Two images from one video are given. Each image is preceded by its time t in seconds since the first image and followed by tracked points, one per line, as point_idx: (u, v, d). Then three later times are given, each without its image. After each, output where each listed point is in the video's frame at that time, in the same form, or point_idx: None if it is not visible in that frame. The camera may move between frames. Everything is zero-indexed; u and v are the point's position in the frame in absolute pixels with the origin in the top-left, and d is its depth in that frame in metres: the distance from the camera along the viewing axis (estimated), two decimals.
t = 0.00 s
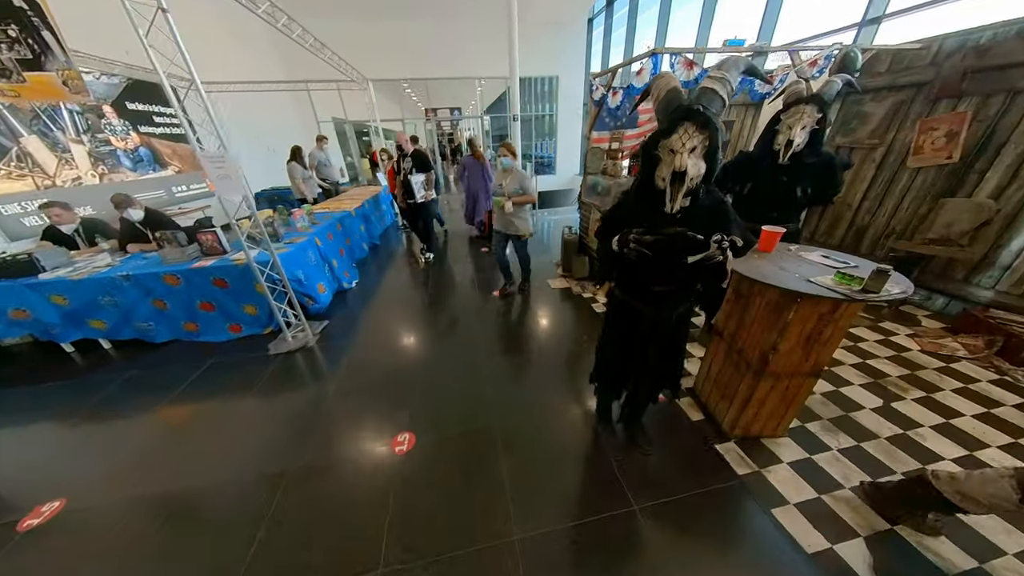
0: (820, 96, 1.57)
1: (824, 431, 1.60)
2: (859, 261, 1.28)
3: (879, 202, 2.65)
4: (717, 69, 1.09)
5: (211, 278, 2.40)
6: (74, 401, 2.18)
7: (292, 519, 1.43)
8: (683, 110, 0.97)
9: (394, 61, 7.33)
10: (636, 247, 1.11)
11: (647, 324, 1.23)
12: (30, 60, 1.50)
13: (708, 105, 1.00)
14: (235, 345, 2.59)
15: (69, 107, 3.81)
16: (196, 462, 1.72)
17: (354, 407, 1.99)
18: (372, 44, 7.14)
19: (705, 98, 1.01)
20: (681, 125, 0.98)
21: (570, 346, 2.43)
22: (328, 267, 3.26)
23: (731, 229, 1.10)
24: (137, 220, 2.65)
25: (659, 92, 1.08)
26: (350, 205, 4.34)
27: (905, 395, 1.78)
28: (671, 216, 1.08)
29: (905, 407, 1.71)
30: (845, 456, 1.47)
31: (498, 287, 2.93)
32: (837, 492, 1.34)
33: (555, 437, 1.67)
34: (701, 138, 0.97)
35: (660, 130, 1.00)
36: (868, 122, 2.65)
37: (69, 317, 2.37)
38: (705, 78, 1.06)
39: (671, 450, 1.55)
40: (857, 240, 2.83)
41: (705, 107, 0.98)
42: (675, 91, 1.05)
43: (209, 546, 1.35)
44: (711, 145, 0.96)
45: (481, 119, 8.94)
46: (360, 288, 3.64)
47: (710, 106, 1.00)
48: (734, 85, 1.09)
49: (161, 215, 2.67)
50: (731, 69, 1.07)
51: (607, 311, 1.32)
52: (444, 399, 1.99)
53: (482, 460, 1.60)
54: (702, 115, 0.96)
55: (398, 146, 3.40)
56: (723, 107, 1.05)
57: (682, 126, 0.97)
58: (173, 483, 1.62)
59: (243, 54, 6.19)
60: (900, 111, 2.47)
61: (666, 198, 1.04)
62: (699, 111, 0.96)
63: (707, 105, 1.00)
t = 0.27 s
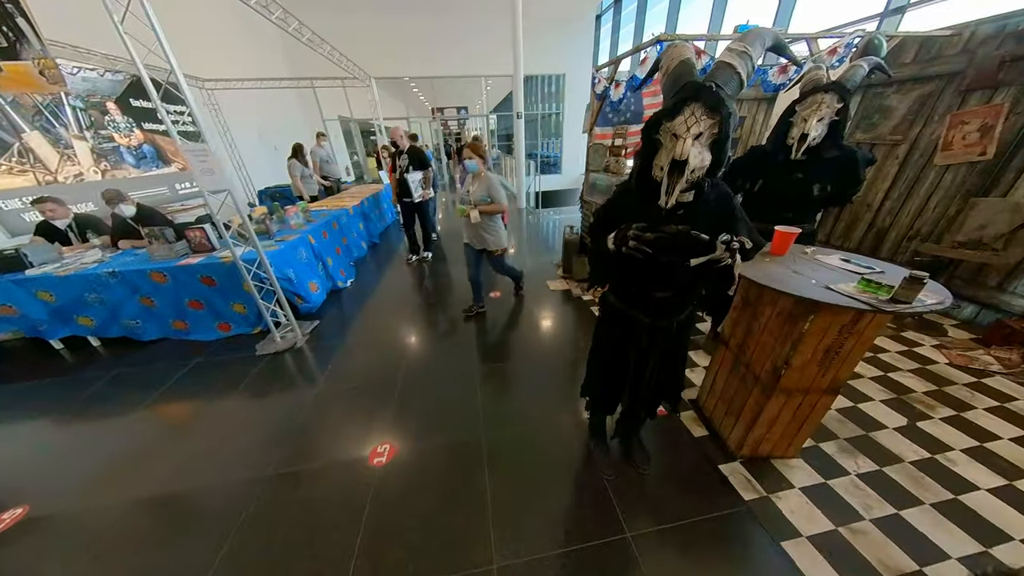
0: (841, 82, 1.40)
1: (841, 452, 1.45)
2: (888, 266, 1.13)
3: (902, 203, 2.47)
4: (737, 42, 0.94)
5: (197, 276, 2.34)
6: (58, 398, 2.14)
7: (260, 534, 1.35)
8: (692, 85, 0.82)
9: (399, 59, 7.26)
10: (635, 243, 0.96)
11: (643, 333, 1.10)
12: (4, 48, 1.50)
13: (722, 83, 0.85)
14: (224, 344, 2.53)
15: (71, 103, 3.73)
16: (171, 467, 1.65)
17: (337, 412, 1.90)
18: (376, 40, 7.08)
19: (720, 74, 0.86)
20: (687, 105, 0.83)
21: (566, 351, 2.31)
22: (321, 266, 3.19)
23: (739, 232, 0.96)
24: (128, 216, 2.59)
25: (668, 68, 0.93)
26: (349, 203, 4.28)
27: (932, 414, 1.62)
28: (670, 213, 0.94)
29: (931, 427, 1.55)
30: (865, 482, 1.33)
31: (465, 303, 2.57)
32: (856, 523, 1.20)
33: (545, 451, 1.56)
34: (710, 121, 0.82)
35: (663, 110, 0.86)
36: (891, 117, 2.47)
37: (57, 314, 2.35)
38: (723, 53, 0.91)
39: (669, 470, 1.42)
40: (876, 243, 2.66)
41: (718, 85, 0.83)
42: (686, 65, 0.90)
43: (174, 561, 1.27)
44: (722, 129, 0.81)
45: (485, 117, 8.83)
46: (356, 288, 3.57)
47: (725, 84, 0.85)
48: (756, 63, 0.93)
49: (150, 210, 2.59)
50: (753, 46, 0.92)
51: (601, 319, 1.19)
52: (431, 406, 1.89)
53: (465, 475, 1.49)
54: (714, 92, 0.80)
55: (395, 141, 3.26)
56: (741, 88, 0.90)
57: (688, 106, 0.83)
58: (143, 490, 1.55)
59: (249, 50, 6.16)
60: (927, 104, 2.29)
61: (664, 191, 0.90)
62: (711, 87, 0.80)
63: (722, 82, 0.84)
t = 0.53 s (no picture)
0: (858, 74, 1.28)
1: (853, 478, 1.33)
2: (911, 277, 1.00)
3: (923, 206, 2.32)
4: (761, 17, 0.76)
5: (186, 276, 2.30)
6: (45, 398, 2.12)
7: (228, 553, 1.27)
8: (695, 74, 0.67)
9: (403, 58, 7.21)
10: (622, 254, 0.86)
11: (634, 350, 0.99)
12: None
13: (735, 72, 0.68)
14: (213, 345, 2.49)
15: (76, 103, 3.64)
16: (145, 474, 1.60)
17: (320, 420, 1.83)
18: (383, 39, 7.05)
19: (733, 59, 0.69)
20: (687, 99, 0.69)
21: (561, 358, 2.21)
22: (315, 266, 3.14)
23: (744, 242, 0.84)
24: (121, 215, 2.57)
25: (677, 39, 0.76)
26: (348, 202, 4.25)
27: (955, 437, 1.48)
28: (662, 220, 0.83)
29: (954, 452, 1.42)
30: (880, 514, 1.21)
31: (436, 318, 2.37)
32: (869, 561, 1.08)
33: (531, 468, 1.46)
34: (709, 122, 0.69)
35: (659, 100, 0.72)
36: (912, 114, 2.32)
37: (48, 313, 2.36)
38: (741, 31, 0.73)
39: (664, 494, 1.31)
40: (895, 249, 2.50)
41: (727, 74, 0.67)
42: (699, 39, 0.73)
43: None
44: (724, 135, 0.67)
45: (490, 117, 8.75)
46: (351, 288, 3.52)
47: (738, 74, 0.69)
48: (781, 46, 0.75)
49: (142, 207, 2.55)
50: (776, 25, 0.73)
51: (590, 331, 1.09)
52: (417, 415, 1.81)
53: (446, 492, 1.41)
54: (720, 87, 0.65)
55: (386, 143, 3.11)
56: (758, 78, 0.73)
57: (687, 100, 0.69)
58: (115, 498, 1.49)
59: (254, 50, 6.18)
60: (952, 100, 2.13)
61: (649, 199, 0.79)
62: (717, 79, 0.65)
63: (733, 72, 0.68)
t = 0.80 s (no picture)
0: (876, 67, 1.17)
1: (864, 504, 1.23)
2: (933, 291, 0.91)
3: (943, 210, 2.19)
4: None
5: (179, 277, 2.28)
6: (36, 397, 2.11)
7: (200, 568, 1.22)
8: (706, 62, 0.57)
9: (407, 57, 7.18)
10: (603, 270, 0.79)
11: (625, 369, 0.91)
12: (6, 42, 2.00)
13: (751, 68, 0.58)
14: (205, 346, 2.47)
15: (80, 101, 3.47)
16: (125, 481, 1.56)
17: (306, 426, 1.78)
18: (387, 39, 7.03)
19: (755, 51, 0.59)
20: (692, 93, 0.60)
21: (556, 365, 2.13)
22: (311, 267, 3.10)
23: (749, 254, 0.73)
24: (117, 213, 2.52)
25: (699, 7, 0.62)
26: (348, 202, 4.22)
27: (978, 460, 1.37)
28: (654, 229, 0.75)
29: (977, 477, 1.31)
30: (894, 545, 1.11)
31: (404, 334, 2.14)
32: None
33: (519, 483, 1.39)
34: (711, 125, 0.60)
35: (661, 88, 0.62)
36: (932, 113, 2.19)
37: (42, 311, 2.37)
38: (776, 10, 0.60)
39: (659, 516, 1.23)
40: (912, 254, 2.37)
41: (742, 69, 0.57)
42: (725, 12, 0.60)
43: None
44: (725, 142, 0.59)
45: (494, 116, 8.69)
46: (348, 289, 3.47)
47: (755, 71, 0.59)
48: (819, 38, 0.63)
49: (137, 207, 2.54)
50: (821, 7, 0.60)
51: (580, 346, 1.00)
52: (405, 423, 1.74)
53: (429, 507, 1.34)
54: (731, 85, 0.55)
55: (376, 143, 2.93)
56: (778, 78, 0.62)
57: (690, 93, 0.59)
58: (93, 505, 1.45)
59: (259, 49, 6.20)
60: (976, 97, 2.00)
61: (628, 206, 0.72)
62: (729, 72, 0.55)
63: (750, 67, 0.58)
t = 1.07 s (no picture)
0: (892, 60, 1.10)
1: (874, 528, 1.15)
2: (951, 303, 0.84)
3: (962, 213, 2.09)
4: None
5: (171, 276, 2.26)
6: (29, 396, 2.10)
7: None
8: (707, 55, 0.50)
9: (411, 56, 7.16)
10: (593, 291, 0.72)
11: (616, 387, 0.85)
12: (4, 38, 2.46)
13: (763, 56, 0.52)
14: (199, 346, 2.45)
15: (86, 100, 3.34)
16: (108, 486, 1.52)
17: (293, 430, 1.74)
18: (391, 38, 7.01)
19: (767, 36, 0.52)
20: (690, 93, 0.53)
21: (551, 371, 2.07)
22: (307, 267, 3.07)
23: (753, 270, 0.67)
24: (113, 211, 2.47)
25: None
26: (348, 201, 4.20)
27: (998, 482, 1.28)
28: (649, 242, 0.69)
29: (997, 501, 1.22)
30: None
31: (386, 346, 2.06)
32: None
33: (506, 497, 1.33)
34: (714, 132, 0.54)
35: (652, 89, 0.55)
36: (950, 111, 2.09)
37: (37, 310, 2.37)
38: None
39: (654, 537, 1.16)
40: (928, 259, 2.27)
41: (750, 60, 0.51)
42: None
43: None
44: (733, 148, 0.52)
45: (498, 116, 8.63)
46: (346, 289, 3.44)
47: (768, 60, 0.52)
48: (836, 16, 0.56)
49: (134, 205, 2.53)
50: None
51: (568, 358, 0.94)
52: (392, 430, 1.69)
53: (414, 521, 1.28)
54: (740, 81, 0.48)
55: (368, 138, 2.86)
56: (791, 65, 0.56)
57: (688, 96, 0.53)
58: (74, 511, 1.42)
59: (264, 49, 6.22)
60: (996, 95, 1.90)
61: (622, 229, 0.66)
62: (735, 70, 0.48)
63: (761, 56, 0.51)
